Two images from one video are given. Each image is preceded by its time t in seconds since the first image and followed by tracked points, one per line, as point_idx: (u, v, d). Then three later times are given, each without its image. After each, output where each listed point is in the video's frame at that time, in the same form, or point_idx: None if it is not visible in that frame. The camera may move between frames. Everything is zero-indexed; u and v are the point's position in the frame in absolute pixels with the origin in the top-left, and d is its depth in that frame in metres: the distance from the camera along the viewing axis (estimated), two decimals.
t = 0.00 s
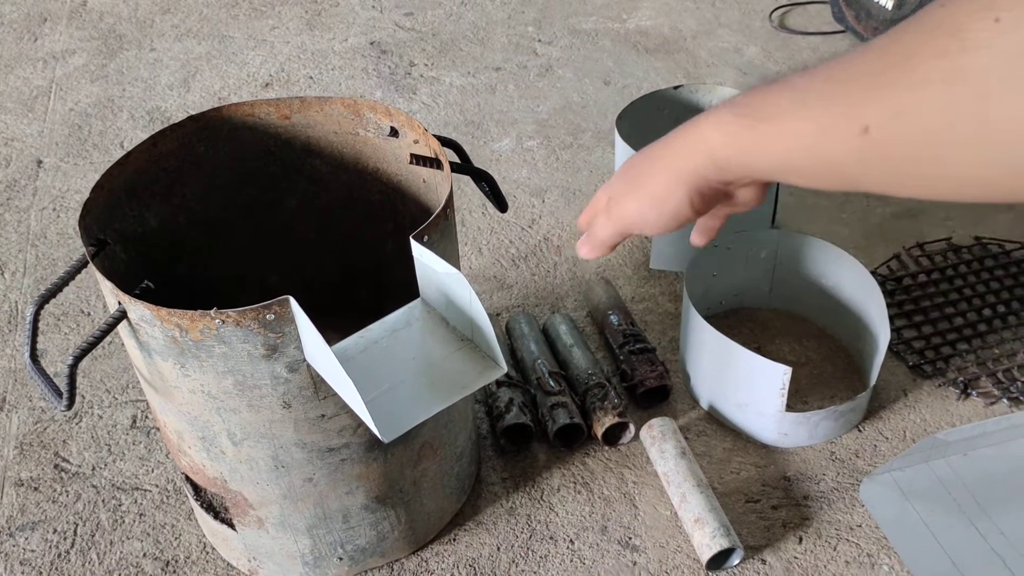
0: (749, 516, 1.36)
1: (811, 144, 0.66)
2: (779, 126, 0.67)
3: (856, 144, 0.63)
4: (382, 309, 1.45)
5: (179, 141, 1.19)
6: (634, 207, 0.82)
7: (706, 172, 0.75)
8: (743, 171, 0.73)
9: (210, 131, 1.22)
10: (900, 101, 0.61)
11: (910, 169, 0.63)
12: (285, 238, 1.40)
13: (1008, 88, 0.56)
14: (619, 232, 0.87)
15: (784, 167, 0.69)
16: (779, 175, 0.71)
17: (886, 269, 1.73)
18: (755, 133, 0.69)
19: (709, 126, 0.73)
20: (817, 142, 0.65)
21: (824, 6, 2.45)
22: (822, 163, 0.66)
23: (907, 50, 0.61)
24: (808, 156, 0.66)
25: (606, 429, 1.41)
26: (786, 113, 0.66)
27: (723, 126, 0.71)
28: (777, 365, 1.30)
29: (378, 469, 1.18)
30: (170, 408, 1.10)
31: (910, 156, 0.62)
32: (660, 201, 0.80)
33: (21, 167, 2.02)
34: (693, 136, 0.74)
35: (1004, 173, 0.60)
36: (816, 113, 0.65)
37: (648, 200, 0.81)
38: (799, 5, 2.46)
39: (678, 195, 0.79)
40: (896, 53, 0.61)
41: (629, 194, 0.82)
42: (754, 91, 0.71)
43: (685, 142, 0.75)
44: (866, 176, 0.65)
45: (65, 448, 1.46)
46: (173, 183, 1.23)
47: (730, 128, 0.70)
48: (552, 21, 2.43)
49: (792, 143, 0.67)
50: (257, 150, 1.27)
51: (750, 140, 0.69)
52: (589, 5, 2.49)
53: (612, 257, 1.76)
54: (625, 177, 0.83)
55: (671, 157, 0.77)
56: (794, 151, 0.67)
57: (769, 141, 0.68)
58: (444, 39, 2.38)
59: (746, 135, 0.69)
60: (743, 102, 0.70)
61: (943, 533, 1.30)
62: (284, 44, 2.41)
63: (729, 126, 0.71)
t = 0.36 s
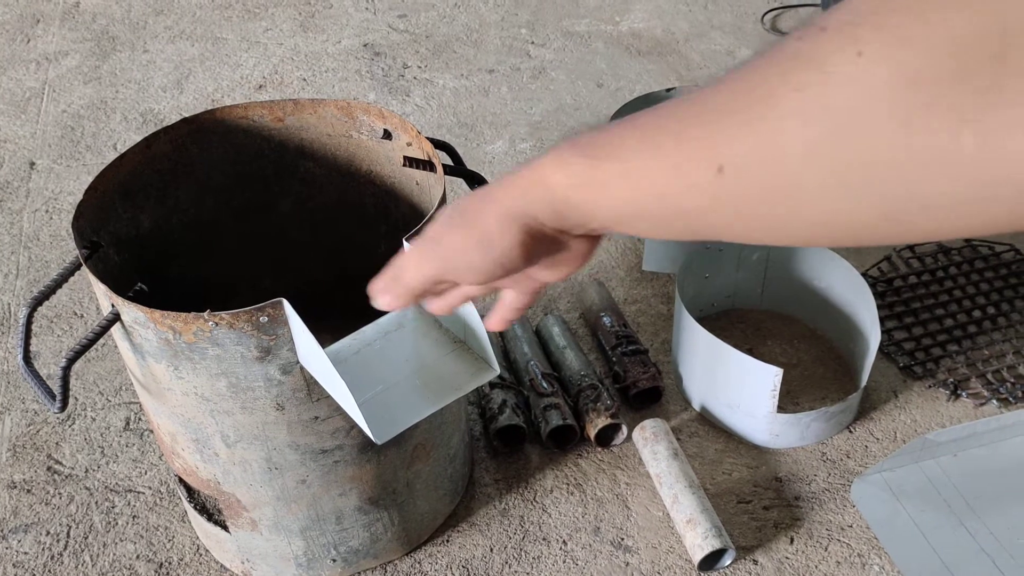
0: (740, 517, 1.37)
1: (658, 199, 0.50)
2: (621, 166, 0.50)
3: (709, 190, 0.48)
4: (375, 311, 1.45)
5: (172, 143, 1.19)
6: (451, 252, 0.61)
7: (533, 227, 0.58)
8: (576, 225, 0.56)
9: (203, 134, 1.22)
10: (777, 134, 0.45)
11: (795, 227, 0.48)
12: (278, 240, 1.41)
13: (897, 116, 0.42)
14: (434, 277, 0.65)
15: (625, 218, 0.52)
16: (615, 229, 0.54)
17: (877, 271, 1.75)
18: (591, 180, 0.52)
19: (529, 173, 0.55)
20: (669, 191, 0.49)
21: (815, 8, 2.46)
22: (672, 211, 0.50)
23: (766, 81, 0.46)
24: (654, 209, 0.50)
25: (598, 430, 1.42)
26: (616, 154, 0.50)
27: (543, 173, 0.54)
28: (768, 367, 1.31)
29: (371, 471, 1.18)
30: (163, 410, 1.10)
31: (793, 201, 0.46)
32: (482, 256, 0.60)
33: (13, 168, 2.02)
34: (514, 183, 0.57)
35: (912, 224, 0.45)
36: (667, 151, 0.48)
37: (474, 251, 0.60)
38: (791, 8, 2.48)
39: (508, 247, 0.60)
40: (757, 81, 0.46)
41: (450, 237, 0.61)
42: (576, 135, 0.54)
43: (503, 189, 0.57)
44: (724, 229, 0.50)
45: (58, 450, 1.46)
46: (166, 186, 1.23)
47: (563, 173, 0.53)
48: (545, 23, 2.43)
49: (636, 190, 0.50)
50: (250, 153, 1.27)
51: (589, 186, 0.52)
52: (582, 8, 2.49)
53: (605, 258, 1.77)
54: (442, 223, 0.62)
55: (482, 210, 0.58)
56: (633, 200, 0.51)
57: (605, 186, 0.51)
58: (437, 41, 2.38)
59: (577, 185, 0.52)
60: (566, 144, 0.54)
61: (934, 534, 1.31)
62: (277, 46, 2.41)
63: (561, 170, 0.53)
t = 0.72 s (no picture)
0: (735, 516, 1.37)
1: (655, 158, 0.62)
2: (611, 130, 0.64)
3: (701, 156, 0.61)
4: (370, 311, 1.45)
5: (168, 143, 1.19)
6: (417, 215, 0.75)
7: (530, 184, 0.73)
8: (574, 187, 0.70)
9: (199, 133, 1.22)
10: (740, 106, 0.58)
11: (757, 187, 0.60)
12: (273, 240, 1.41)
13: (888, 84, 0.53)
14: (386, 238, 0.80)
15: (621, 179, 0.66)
16: (604, 192, 0.68)
17: (872, 271, 1.75)
18: (597, 138, 0.65)
19: (533, 135, 0.69)
20: (654, 154, 0.62)
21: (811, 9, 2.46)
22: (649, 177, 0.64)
23: (751, 55, 0.58)
24: (647, 171, 0.64)
25: (594, 430, 1.42)
26: (615, 120, 0.64)
27: (555, 133, 0.68)
28: (763, 367, 1.31)
29: (366, 470, 1.18)
30: (158, 409, 1.10)
31: (759, 168, 0.59)
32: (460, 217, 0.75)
33: (8, 169, 2.02)
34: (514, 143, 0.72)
35: (860, 185, 0.57)
36: (659, 121, 0.61)
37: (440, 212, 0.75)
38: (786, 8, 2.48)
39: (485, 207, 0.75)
40: (745, 58, 0.58)
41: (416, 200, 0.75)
42: (568, 107, 0.69)
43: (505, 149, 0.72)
44: (700, 190, 0.63)
45: (53, 451, 1.46)
46: (161, 186, 1.23)
47: (558, 137, 0.67)
48: (541, 24, 2.43)
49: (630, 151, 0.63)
50: (245, 153, 1.27)
51: (590, 148, 0.66)
52: (578, 8, 2.50)
53: (600, 258, 1.77)
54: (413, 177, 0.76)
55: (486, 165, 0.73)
56: (627, 162, 0.64)
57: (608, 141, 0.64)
58: (433, 42, 2.38)
59: (580, 145, 0.66)
60: (565, 114, 0.68)
61: (929, 534, 1.31)
62: (273, 46, 2.41)
63: (553, 137, 0.68)
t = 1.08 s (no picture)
0: (731, 516, 1.38)
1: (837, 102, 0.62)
2: (789, 74, 0.63)
3: (880, 98, 0.60)
4: (367, 312, 1.46)
5: (164, 144, 1.19)
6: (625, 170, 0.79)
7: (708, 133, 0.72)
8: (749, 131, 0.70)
9: (194, 135, 1.22)
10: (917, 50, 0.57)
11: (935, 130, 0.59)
12: (269, 242, 1.41)
13: None
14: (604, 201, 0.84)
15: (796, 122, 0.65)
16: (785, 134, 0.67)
17: (866, 271, 1.76)
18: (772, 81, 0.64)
19: (706, 79, 0.69)
20: (833, 96, 0.61)
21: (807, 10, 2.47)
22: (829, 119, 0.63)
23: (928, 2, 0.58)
24: (828, 115, 0.63)
25: (590, 430, 1.43)
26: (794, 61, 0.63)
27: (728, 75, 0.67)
28: (758, 367, 1.32)
29: (363, 471, 1.18)
30: (154, 411, 1.10)
31: (934, 116, 0.59)
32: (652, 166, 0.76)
33: (5, 170, 2.02)
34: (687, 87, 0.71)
35: None
36: (842, 65, 0.60)
37: (639, 163, 0.77)
38: (781, 9, 2.49)
39: (676, 158, 0.75)
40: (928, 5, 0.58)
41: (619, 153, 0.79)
42: (743, 49, 0.68)
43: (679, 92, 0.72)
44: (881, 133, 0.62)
45: (50, 452, 1.46)
46: (158, 187, 1.23)
47: (738, 79, 0.66)
48: (538, 25, 2.44)
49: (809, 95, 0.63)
50: (241, 154, 1.28)
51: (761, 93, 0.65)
52: (574, 10, 2.50)
53: (596, 259, 1.78)
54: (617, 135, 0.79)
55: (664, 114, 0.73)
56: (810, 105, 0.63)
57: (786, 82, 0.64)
58: (430, 44, 2.39)
59: (752, 90, 0.66)
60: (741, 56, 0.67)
61: (924, 533, 1.32)
62: (270, 48, 2.41)
63: (734, 81, 0.67)
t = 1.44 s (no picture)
0: (727, 518, 1.38)
1: (893, 129, 0.59)
2: (834, 98, 0.60)
3: (937, 124, 0.57)
4: (363, 316, 1.46)
5: (160, 149, 1.20)
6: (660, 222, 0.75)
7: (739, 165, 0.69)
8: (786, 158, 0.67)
9: (191, 140, 1.23)
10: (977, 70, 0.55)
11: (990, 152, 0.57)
12: (266, 246, 1.41)
13: None
14: (646, 254, 0.81)
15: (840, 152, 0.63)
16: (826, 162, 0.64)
17: (862, 273, 1.76)
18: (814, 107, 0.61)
19: (731, 110, 0.66)
20: (886, 123, 0.59)
21: (802, 12, 2.48)
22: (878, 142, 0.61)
23: (965, 30, 0.56)
24: (879, 138, 0.60)
25: (586, 433, 1.43)
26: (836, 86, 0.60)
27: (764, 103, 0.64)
28: (753, 369, 1.32)
29: (359, 475, 1.19)
30: (151, 416, 1.11)
31: (998, 139, 0.56)
32: (688, 211, 0.73)
33: (2, 175, 2.02)
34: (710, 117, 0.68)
35: None
36: (887, 91, 0.58)
37: (671, 208, 0.74)
38: (777, 11, 2.49)
39: (711, 198, 0.72)
40: (978, 22, 0.55)
41: (645, 204, 0.76)
42: (772, 71, 0.65)
43: (701, 124, 0.69)
44: (935, 155, 0.60)
45: (47, 457, 1.47)
46: (154, 193, 1.23)
47: (771, 108, 0.63)
48: (534, 28, 2.44)
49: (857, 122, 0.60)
50: (238, 159, 1.28)
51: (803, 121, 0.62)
52: (570, 13, 2.51)
53: (593, 262, 1.78)
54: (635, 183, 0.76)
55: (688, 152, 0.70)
56: (857, 131, 0.60)
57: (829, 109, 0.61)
58: (426, 47, 2.39)
59: (790, 121, 0.63)
60: (770, 80, 0.64)
61: (919, 535, 1.32)
62: (267, 52, 2.42)
63: (768, 106, 0.63)
